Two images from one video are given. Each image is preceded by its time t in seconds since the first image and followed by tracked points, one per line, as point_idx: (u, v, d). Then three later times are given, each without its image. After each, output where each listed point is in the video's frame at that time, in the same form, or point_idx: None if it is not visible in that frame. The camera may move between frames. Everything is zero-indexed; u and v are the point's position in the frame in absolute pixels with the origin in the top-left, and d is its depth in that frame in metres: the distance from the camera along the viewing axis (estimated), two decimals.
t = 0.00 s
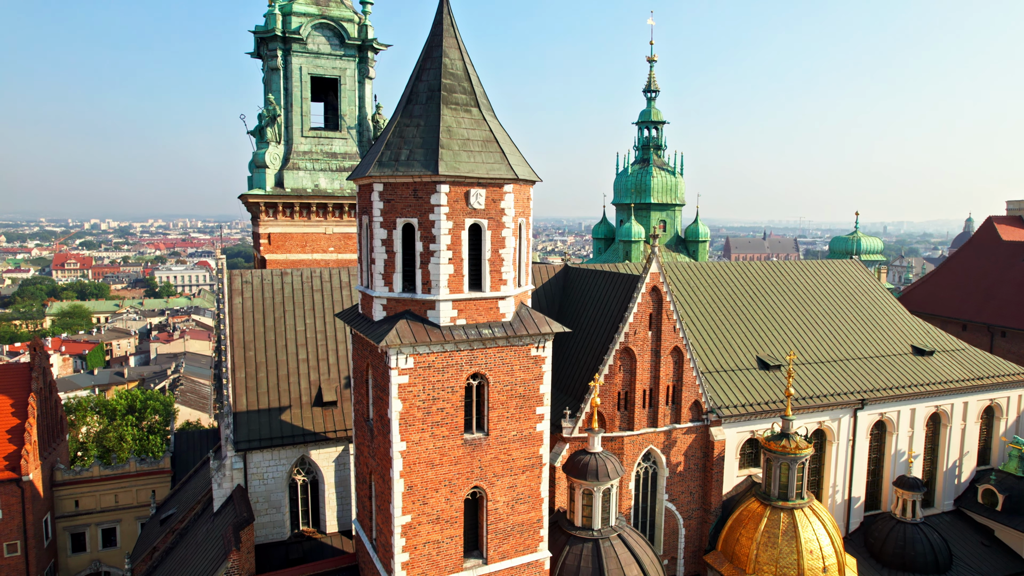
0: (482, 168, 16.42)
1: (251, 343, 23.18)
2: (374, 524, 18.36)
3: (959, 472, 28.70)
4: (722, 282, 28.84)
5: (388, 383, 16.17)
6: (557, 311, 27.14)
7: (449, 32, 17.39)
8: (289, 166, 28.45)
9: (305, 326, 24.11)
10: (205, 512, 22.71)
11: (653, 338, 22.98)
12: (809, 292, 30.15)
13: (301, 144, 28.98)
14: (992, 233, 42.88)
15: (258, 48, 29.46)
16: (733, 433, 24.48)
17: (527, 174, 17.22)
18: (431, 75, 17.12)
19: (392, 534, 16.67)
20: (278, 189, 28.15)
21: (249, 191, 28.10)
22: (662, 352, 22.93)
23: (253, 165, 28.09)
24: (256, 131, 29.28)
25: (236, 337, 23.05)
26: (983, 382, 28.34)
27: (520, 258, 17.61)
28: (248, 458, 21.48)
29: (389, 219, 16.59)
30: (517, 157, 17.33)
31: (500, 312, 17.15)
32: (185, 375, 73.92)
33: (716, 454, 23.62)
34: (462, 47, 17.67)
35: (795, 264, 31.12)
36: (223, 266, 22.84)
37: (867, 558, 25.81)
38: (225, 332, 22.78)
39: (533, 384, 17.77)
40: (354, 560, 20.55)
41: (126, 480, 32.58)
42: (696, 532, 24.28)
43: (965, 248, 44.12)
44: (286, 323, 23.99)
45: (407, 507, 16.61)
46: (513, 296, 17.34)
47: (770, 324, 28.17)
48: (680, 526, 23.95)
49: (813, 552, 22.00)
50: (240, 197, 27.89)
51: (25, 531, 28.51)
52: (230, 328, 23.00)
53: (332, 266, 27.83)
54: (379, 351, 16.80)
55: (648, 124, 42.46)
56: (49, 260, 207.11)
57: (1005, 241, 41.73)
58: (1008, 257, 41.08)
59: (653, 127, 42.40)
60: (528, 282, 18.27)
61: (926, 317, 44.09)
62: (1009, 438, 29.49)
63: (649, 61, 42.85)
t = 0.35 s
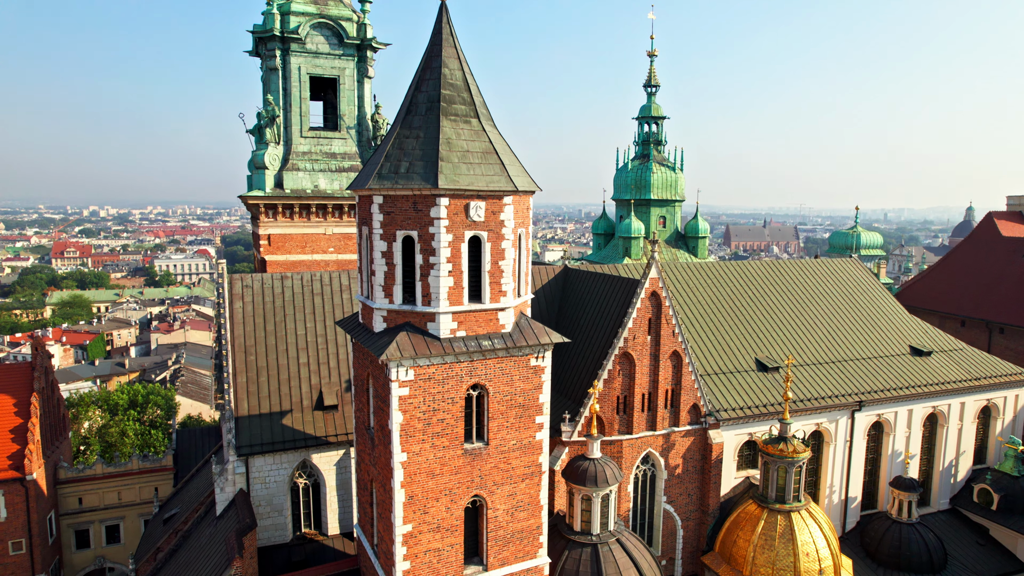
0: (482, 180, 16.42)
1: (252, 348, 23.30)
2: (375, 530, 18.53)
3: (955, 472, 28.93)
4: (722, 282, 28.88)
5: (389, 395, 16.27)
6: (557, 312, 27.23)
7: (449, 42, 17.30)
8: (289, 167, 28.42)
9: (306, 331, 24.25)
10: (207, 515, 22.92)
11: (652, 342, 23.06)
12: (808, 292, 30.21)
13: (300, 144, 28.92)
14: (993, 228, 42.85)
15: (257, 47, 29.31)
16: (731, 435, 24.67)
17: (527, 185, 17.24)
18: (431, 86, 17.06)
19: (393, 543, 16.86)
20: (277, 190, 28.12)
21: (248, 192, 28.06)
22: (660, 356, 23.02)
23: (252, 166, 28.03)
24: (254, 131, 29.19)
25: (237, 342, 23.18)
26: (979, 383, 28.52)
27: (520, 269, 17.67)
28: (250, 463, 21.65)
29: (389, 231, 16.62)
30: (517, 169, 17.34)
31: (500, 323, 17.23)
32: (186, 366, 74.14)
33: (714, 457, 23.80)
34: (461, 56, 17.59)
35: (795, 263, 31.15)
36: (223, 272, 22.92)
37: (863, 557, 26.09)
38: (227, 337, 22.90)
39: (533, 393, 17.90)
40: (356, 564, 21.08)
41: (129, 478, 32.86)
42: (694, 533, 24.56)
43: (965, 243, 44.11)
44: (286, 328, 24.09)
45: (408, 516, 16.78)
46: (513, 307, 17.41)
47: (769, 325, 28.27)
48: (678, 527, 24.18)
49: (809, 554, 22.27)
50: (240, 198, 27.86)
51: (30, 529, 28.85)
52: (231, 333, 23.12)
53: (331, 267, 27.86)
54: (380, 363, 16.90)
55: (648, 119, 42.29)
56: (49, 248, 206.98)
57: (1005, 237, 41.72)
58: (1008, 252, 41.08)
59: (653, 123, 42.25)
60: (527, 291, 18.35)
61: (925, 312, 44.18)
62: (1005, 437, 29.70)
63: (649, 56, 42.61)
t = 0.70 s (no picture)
0: (482, 194, 16.45)
1: (253, 352, 23.42)
2: (376, 536, 18.75)
3: (952, 471, 29.17)
4: (721, 282, 28.92)
5: (390, 407, 16.40)
6: (557, 314, 27.35)
7: (449, 52, 17.23)
8: (289, 168, 28.39)
9: (307, 335, 24.37)
10: (210, 517, 23.16)
11: (651, 347, 23.16)
12: (807, 292, 30.27)
13: (299, 145, 28.86)
14: (993, 224, 42.82)
15: (255, 46, 29.16)
16: (730, 438, 24.86)
17: (527, 197, 17.26)
18: (431, 97, 17.02)
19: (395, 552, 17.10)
20: (277, 191, 28.10)
21: (248, 193, 28.03)
22: (659, 361, 23.12)
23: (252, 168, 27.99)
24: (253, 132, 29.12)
25: (239, 347, 23.31)
26: (976, 383, 28.70)
27: (520, 280, 17.73)
28: (253, 467, 21.83)
29: (389, 244, 16.66)
30: (517, 181, 17.35)
31: (499, 334, 17.32)
32: (186, 357, 74.33)
33: (713, 460, 24.00)
34: (462, 67, 17.52)
35: (794, 263, 31.17)
36: (224, 277, 23.00)
37: (859, 556, 26.36)
38: (228, 342, 23.02)
39: (533, 403, 18.04)
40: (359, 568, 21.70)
41: (131, 475, 33.13)
42: (692, 534, 24.83)
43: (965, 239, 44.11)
44: (287, 332, 24.19)
45: (409, 525, 16.99)
46: (512, 318, 17.48)
47: (768, 326, 28.36)
48: (677, 529, 24.44)
49: (805, 556, 22.56)
50: (239, 200, 27.84)
51: (35, 527, 29.14)
52: (232, 338, 23.25)
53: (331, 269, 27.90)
54: (381, 374, 17.02)
55: (649, 115, 42.13)
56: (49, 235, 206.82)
57: (1005, 233, 41.71)
58: (1007, 249, 41.07)
59: (653, 118, 42.10)
60: (527, 302, 18.42)
61: (924, 308, 44.27)
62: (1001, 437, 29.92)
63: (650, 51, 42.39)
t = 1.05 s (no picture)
0: (482, 207, 16.50)
1: (255, 357, 23.57)
2: (378, 542, 18.98)
3: (948, 470, 29.43)
4: (721, 283, 29.02)
5: (391, 419, 16.56)
6: (557, 316, 27.49)
7: (449, 64, 17.19)
8: (289, 169, 28.37)
9: (308, 340, 24.52)
10: (214, 520, 23.41)
11: (650, 351, 23.30)
12: (806, 292, 30.36)
13: (299, 146, 28.83)
14: (993, 220, 42.81)
15: (254, 47, 29.05)
16: (728, 440, 25.06)
17: (527, 209, 17.31)
18: (430, 109, 17.02)
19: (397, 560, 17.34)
20: (277, 193, 28.11)
21: (248, 195, 28.03)
22: (658, 365, 23.26)
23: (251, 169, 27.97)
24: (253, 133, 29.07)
25: (240, 351, 23.48)
26: (973, 384, 28.87)
27: (520, 291, 17.82)
28: (255, 472, 22.02)
29: (390, 257, 16.74)
30: (517, 192, 17.40)
31: (500, 345, 17.43)
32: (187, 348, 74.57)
33: (711, 462, 24.23)
34: (462, 78, 17.49)
35: (794, 263, 31.25)
36: (225, 283, 23.10)
37: (855, 556, 26.67)
38: (230, 348, 23.16)
39: (532, 413, 18.20)
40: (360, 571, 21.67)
41: (135, 473, 33.42)
42: (690, 535, 25.11)
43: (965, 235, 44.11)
44: (288, 336, 24.33)
45: (411, 534, 17.20)
46: (512, 329, 17.59)
47: (767, 327, 28.49)
48: (675, 530, 24.71)
49: (802, 558, 22.83)
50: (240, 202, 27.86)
51: (40, 526, 29.45)
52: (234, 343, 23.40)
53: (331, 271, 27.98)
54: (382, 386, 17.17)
55: (649, 110, 42.00)
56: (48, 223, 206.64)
57: (1005, 230, 41.69)
58: (1007, 245, 41.08)
59: (653, 114, 41.97)
60: (527, 312, 18.52)
61: (923, 304, 44.40)
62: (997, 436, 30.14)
63: (650, 46, 42.17)
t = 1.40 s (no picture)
0: (482, 220, 16.58)
1: (256, 361, 23.74)
2: (379, 547, 19.23)
3: (943, 469, 29.70)
4: (720, 284, 29.14)
5: (393, 430, 16.73)
6: (557, 319, 27.63)
7: (449, 75, 17.18)
8: (288, 170, 28.35)
9: (309, 343, 24.67)
10: (217, 522, 23.66)
11: (649, 356, 23.47)
12: (806, 292, 30.49)
13: (299, 147, 28.80)
14: (992, 216, 42.79)
15: (253, 47, 28.94)
16: (726, 442, 25.30)
17: (527, 221, 17.40)
18: (431, 121, 17.03)
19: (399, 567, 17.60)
20: (277, 195, 28.13)
21: (249, 197, 28.05)
22: (657, 369, 23.43)
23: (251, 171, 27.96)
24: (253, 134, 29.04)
25: (242, 356, 23.64)
26: (970, 385, 29.08)
27: (519, 301, 17.94)
28: (258, 476, 22.24)
29: (391, 269, 16.83)
30: (517, 204, 17.47)
31: (499, 356, 17.58)
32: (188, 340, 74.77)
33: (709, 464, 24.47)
34: (462, 89, 17.49)
35: (794, 263, 31.36)
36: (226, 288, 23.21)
37: (851, 555, 27.00)
38: (232, 352, 23.31)
39: (532, 421, 18.38)
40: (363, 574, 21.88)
41: (138, 470, 33.71)
42: (688, 535, 25.40)
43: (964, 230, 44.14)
44: (289, 340, 24.48)
45: (413, 542, 17.44)
46: (512, 340, 17.73)
47: (766, 328, 28.65)
48: (673, 530, 24.98)
49: (797, 559, 23.25)
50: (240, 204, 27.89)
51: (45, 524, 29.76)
52: (235, 347, 23.54)
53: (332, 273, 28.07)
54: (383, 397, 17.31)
55: (649, 106, 41.86)
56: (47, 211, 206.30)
57: (1005, 226, 41.70)
58: (1006, 242, 41.10)
59: (653, 110, 41.86)
60: (527, 321, 18.65)
61: (921, 299, 44.56)
62: (993, 435, 30.38)
63: (651, 41, 41.97)
